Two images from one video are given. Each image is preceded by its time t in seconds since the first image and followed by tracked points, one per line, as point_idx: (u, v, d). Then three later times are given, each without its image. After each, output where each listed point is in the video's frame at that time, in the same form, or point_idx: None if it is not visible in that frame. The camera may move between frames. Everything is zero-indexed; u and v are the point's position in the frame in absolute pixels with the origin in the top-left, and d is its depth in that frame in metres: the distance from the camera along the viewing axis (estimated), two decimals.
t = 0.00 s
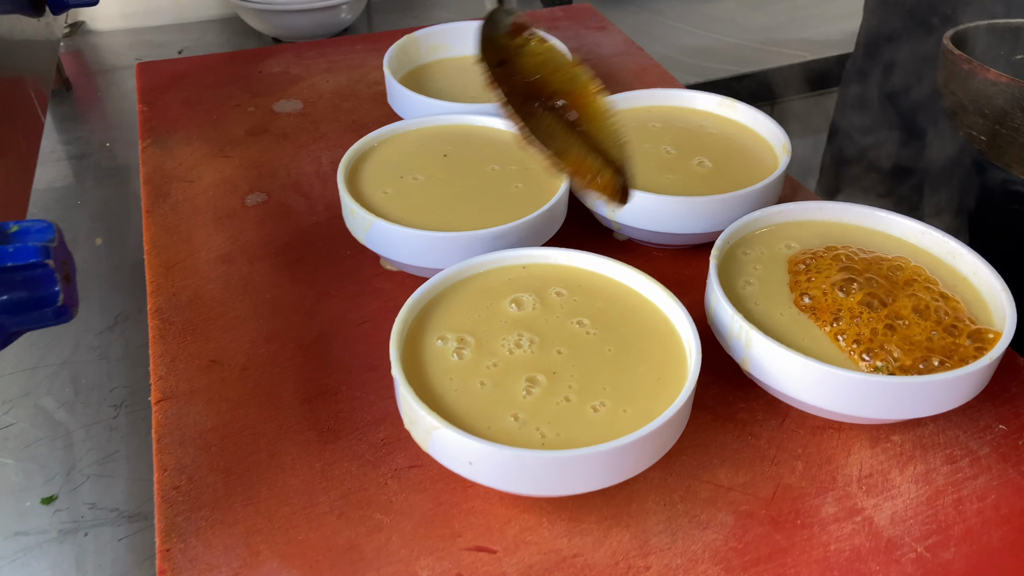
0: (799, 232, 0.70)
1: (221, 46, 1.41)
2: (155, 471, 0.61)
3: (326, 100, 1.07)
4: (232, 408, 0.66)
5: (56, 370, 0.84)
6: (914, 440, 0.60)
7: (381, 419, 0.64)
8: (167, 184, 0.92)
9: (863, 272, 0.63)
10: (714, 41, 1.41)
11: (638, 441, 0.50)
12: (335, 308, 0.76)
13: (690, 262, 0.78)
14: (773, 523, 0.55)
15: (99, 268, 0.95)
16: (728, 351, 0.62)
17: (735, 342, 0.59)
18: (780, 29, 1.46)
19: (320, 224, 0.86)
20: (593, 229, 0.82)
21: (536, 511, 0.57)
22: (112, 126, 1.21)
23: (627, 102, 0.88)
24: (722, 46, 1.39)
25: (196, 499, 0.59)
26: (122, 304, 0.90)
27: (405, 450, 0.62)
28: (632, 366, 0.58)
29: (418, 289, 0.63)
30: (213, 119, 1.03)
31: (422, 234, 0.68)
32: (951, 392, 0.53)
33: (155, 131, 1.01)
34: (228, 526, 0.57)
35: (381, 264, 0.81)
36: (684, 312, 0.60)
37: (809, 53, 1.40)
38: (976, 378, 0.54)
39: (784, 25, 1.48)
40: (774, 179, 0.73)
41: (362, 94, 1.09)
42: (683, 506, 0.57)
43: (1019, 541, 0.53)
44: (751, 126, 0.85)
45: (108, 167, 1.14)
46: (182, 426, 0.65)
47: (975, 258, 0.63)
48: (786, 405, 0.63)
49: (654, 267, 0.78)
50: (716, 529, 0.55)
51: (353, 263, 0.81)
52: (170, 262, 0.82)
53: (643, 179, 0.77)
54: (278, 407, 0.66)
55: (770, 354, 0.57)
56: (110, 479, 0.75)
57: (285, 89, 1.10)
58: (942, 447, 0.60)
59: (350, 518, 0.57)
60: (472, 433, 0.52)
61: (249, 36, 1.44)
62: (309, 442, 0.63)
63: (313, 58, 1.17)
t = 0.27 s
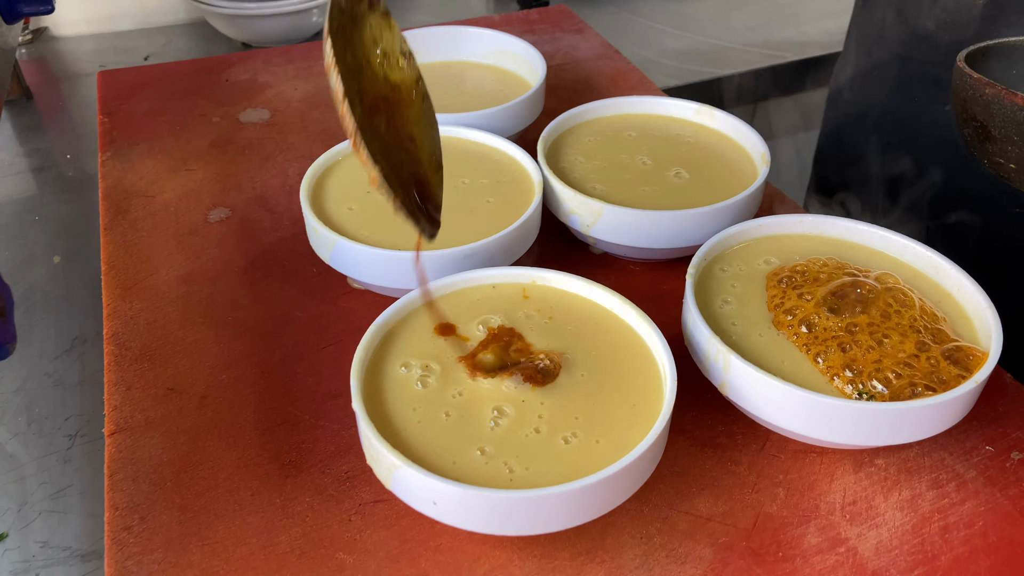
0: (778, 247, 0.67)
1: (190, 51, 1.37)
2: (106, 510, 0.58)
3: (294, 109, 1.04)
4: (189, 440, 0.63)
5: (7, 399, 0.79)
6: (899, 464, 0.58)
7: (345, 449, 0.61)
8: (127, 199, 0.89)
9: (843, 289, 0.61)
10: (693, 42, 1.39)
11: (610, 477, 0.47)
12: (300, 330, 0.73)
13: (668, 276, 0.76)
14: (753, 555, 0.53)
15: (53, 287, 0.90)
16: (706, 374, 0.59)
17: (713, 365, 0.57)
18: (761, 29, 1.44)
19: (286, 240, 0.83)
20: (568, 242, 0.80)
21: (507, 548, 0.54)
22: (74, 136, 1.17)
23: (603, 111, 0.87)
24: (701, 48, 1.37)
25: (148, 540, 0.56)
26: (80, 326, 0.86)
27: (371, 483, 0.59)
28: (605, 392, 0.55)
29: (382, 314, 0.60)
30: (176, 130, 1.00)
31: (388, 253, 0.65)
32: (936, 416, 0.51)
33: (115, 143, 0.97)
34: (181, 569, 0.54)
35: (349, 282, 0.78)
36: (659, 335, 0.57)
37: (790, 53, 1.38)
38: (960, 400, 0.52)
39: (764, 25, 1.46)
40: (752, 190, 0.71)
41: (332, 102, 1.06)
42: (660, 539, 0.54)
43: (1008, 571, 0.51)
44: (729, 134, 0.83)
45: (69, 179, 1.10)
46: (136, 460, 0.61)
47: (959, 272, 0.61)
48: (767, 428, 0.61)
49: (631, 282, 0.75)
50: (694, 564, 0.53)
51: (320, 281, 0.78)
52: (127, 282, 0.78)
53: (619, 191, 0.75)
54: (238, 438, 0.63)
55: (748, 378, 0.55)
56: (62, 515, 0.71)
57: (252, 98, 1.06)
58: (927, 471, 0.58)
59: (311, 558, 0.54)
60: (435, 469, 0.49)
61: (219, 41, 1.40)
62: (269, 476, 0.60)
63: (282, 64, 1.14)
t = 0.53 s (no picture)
0: (762, 252, 0.66)
1: (166, 54, 1.34)
2: (69, 533, 0.55)
3: (271, 113, 1.02)
4: (157, 458, 0.61)
5: None
6: (886, 474, 0.57)
7: (319, 466, 0.60)
8: (97, 207, 0.86)
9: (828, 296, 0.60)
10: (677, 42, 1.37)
11: (589, 497, 0.45)
12: (274, 342, 0.71)
13: (651, 281, 0.74)
14: (739, 572, 0.51)
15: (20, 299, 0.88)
16: (689, 385, 0.58)
17: (696, 376, 0.56)
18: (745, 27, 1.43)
19: (261, 248, 0.81)
20: (550, 248, 0.78)
21: (485, 568, 0.52)
22: (46, 141, 1.14)
23: (585, 113, 0.85)
24: (686, 47, 1.36)
25: (112, 565, 0.53)
26: (49, 339, 0.83)
27: (345, 502, 0.57)
28: (585, 406, 0.53)
29: (355, 326, 0.59)
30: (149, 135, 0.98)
31: (363, 263, 0.63)
32: (923, 428, 0.50)
33: (86, 149, 0.95)
34: None
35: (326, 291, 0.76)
36: (641, 345, 0.56)
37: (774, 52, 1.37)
38: (948, 411, 0.50)
39: (748, 23, 1.45)
40: (736, 194, 0.70)
41: (309, 105, 1.04)
42: (643, 557, 0.52)
43: None
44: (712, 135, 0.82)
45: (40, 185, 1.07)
46: (101, 480, 0.59)
47: (947, 278, 0.60)
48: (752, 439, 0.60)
49: (613, 289, 0.74)
50: None
51: (295, 291, 0.76)
52: (96, 294, 0.76)
53: (600, 196, 0.74)
54: (208, 456, 0.61)
55: (731, 391, 0.53)
56: (27, 537, 0.69)
57: (228, 101, 1.04)
58: (916, 481, 0.56)
59: None
60: (409, 492, 0.48)
61: (195, 44, 1.38)
62: (240, 495, 0.58)
63: (258, 67, 1.12)
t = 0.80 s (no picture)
0: (751, 250, 0.65)
1: (148, 52, 1.32)
2: (42, 543, 0.54)
3: (254, 111, 1.00)
4: (134, 465, 0.59)
5: None
6: (878, 476, 0.56)
7: (299, 472, 0.58)
8: (75, 208, 0.84)
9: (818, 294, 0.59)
10: (667, 38, 1.36)
11: (573, 503, 0.44)
12: (254, 345, 0.69)
13: (638, 280, 0.73)
14: None
15: None
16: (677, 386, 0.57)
17: (683, 377, 0.54)
18: (735, 23, 1.42)
19: (242, 249, 0.80)
20: (536, 247, 0.77)
21: None
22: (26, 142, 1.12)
23: (572, 110, 0.84)
24: (675, 43, 1.35)
25: None
26: (26, 344, 0.81)
27: (326, 508, 0.56)
28: (571, 409, 0.52)
29: (335, 329, 0.57)
30: (129, 134, 0.96)
31: (344, 263, 0.62)
32: (914, 428, 0.49)
33: (65, 150, 0.93)
34: None
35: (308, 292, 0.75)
36: (627, 345, 0.55)
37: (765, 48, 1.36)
38: (940, 411, 0.49)
39: (738, 19, 1.44)
40: (724, 191, 0.69)
41: (293, 104, 1.02)
42: (630, 562, 0.51)
43: None
44: (700, 133, 0.81)
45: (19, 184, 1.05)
46: (76, 488, 0.58)
47: (938, 275, 0.59)
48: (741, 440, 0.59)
49: (600, 287, 0.73)
50: None
51: (276, 292, 0.75)
52: (72, 296, 0.74)
53: (587, 194, 0.73)
54: (185, 462, 0.59)
55: (719, 392, 0.52)
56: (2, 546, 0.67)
57: (210, 100, 1.02)
58: (908, 482, 0.55)
59: None
60: (389, 499, 0.47)
61: (179, 42, 1.36)
62: (218, 502, 0.56)
63: (241, 65, 1.10)
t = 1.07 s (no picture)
0: (742, 254, 0.65)
1: (138, 55, 1.31)
2: (27, 555, 0.53)
3: (243, 114, 1.00)
4: (121, 475, 0.58)
5: None
6: (871, 481, 0.56)
7: (288, 481, 0.58)
8: (62, 213, 0.84)
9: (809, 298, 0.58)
10: (660, 38, 1.36)
11: (562, 513, 0.44)
12: (243, 352, 0.69)
13: (630, 284, 0.73)
14: None
15: None
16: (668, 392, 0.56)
17: (675, 383, 0.54)
18: (728, 22, 1.42)
19: (231, 254, 0.79)
20: (527, 250, 0.76)
21: None
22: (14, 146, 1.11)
23: (562, 112, 0.84)
24: (668, 43, 1.35)
25: None
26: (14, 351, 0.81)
27: (314, 518, 0.55)
28: (561, 417, 0.52)
29: (323, 337, 0.57)
30: (118, 138, 0.95)
31: (333, 269, 0.62)
32: (906, 434, 0.49)
33: (53, 154, 0.92)
34: None
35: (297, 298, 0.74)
36: (618, 352, 0.54)
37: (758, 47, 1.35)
38: (932, 417, 0.49)
39: (732, 18, 1.43)
40: (716, 194, 0.68)
41: (283, 106, 1.02)
42: (621, 571, 0.51)
43: None
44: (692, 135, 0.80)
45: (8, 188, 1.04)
46: (62, 499, 0.57)
47: (931, 278, 0.58)
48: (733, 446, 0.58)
49: (592, 291, 0.72)
50: None
51: (265, 298, 0.74)
52: (59, 303, 0.73)
53: (578, 198, 0.72)
54: (172, 472, 0.59)
55: (709, 399, 0.52)
56: None
57: (199, 103, 1.02)
58: (901, 488, 0.55)
59: None
60: (376, 510, 0.46)
61: (170, 44, 1.35)
62: (206, 512, 0.56)
63: (231, 67, 1.09)
